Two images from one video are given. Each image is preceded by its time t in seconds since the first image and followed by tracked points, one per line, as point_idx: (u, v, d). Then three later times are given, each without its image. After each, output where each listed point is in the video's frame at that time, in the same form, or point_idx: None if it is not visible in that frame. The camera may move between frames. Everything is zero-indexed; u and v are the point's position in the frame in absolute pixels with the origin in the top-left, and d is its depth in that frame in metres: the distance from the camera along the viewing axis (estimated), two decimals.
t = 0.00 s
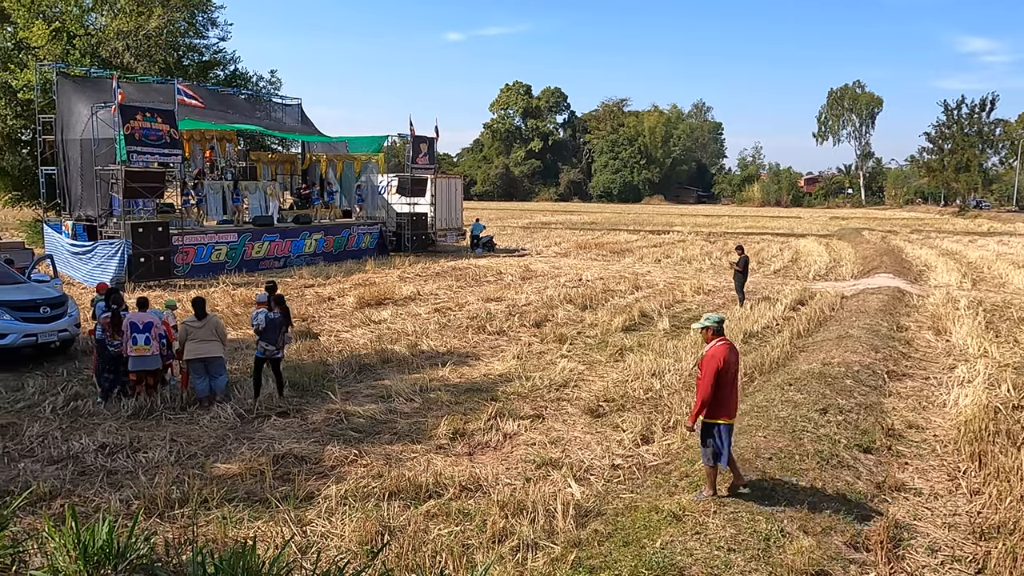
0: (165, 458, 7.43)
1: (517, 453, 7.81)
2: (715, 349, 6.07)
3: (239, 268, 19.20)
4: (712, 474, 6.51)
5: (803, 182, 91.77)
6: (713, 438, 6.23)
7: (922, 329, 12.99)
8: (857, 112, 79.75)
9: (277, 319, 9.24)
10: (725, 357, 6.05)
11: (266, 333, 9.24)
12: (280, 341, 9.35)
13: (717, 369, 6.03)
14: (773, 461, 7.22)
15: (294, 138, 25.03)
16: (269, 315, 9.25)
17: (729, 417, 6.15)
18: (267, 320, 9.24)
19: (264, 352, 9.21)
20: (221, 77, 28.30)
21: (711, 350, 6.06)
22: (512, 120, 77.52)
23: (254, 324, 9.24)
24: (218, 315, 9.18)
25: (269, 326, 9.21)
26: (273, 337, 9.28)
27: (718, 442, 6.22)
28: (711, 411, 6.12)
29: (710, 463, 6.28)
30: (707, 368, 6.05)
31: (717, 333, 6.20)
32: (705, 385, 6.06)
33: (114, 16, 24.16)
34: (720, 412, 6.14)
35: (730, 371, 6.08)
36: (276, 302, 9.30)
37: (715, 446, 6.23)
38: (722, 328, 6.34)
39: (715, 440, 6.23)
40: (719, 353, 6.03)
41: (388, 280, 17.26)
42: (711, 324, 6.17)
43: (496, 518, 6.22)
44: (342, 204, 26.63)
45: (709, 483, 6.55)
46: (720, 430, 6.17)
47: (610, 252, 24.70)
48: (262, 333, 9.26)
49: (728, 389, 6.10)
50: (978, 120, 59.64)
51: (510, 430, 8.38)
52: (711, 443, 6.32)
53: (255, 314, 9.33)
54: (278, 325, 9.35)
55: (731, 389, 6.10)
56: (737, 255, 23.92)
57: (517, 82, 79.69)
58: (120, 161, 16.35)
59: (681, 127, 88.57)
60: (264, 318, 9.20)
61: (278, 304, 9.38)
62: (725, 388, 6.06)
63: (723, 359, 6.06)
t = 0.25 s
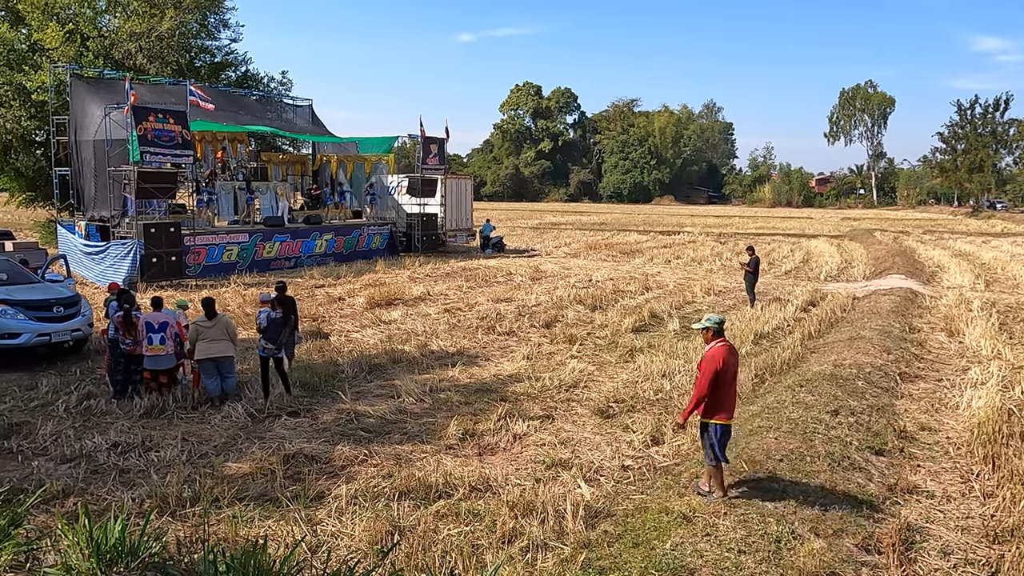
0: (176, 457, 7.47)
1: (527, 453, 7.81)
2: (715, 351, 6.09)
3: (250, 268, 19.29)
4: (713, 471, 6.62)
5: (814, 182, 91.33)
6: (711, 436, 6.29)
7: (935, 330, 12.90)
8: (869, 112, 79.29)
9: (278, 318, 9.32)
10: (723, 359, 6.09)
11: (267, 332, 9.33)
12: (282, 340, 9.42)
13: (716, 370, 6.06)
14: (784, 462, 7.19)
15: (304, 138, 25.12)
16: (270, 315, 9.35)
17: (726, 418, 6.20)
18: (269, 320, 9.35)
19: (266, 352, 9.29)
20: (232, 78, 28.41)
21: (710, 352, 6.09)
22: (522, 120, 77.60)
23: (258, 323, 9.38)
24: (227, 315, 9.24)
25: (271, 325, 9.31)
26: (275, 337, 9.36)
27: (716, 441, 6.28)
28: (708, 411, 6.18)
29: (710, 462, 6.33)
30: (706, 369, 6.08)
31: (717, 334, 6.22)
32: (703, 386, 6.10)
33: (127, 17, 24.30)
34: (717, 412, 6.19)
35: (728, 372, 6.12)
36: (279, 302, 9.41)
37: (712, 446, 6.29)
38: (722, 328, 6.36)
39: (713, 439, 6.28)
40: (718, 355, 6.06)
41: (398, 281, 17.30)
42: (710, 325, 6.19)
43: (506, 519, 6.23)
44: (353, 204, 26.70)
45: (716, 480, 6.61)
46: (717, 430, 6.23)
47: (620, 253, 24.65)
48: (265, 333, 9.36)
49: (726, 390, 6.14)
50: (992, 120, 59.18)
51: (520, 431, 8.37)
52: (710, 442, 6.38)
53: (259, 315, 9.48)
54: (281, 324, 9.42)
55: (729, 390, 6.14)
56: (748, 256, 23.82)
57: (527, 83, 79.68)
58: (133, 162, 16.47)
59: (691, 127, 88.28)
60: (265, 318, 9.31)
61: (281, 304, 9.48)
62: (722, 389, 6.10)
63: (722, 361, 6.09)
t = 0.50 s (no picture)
0: (187, 456, 7.51)
1: (536, 454, 7.81)
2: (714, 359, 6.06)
3: (260, 269, 19.37)
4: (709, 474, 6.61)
5: (825, 183, 90.86)
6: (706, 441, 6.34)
7: (948, 332, 12.81)
8: (880, 112, 78.81)
9: (283, 320, 9.34)
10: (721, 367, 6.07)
11: (272, 332, 9.36)
12: (287, 340, 9.45)
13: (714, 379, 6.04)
14: (794, 464, 7.16)
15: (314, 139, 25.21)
16: (275, 315, 9.37)
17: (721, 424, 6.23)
18: (273, 320, 9.36)
19: (271, 352, 9.32)
20: (243, 79, 28.53)
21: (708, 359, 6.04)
22: (532, 121, 77.67)
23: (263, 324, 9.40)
24: (236, 315, 9.27)
25: (275, 326, 9.33)
26: (280, 338, 9.38)
27: (711, 447, 6.32)
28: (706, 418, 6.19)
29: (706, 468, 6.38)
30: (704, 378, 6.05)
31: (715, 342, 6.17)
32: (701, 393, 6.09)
33: (139, 19, 24.43)
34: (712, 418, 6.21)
35: (726, 380, 6.09)
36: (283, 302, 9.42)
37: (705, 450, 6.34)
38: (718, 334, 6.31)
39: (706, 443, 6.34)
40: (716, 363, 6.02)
41: (408, 281, 17.34)
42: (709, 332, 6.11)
43: (515, 519, 6.23)
44: (363, 204, 26.75)
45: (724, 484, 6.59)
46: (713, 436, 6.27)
47: (630, 253, 24.60)
48: (270, 333, 9.38)
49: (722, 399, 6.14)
50: (1005, 120, 58.67)
51: (529, 431, 8.37)
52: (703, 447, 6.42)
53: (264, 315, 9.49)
54: (285, 325, 9.44)
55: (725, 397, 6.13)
56: (758, 257, 23.73)
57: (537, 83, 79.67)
58: (146, 163, 16.59)
59: (701, 128, 87.97)
60: (270, 319, 9.32)
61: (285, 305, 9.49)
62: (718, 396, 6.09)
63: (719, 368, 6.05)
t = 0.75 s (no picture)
0: (198, 455, 7.55)
1: (545, 454, 7.81)
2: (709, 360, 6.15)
3: (271, 269, 19.46)
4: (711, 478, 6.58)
5: (836, 183, 90.40)
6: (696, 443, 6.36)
7: (960, 333, 12.72)
8: (892, 112, 78.34)
9: (291, 319, 9.34)
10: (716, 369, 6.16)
11: (281, 331, 9.37)
12: (296, 339, 9.46)
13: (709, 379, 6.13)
14: (804, 466, 7.12)
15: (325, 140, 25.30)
16: (284, 314, 9.38)
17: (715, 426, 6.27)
18: (282, 319, 9.37)
19: (280, 351, 9.33)
20: (253, 80, 28.65)
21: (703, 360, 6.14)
22: (541, 121, 77.75)
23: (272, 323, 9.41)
24: (245, 314, 9.30)
25: (284, 325, 9.34)
26: (289, 336, 9.39)
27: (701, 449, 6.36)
28: (703, 420, 6.22)
29: (695, 471, 6.39)
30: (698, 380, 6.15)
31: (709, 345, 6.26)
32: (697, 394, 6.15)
33: (151, 20, 24.57)
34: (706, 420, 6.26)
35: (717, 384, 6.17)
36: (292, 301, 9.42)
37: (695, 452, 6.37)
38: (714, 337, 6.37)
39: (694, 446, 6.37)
40: (711, 363, 6.13)
41: (417, 281, 17.37)
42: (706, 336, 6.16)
43: (524, 520, 6.23)
44: (372, 204, 26.79)
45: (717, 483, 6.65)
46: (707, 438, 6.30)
47: (639, 254, 24.56)
48: (279, 332, 9.39)
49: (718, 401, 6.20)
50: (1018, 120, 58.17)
51: (538, 432, 8.37)
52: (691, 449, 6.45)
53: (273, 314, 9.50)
54: (294, 324, 9.45)
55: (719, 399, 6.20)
56: (768, 258, 23.64)
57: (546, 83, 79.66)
58: (158, 163, 16.74)
59: (711, 127, 87.68)
60: (278, 318, 9.32)
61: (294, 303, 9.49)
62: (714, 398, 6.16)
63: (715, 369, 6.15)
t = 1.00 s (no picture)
0: (208, 453, 7.59)
1: (554, 454, 7.81)
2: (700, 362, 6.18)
3: (281, 268, 19.54)
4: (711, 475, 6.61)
5: (847, 183, 89.95)
6: (687, 444, 6.35)
7: (972, 334, 12.64)
8: (903, 112, 77.88)
9: (301, 317, 9.37)
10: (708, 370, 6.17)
11: (291, 330, 9.40)
12: (306, 338, 9.49)
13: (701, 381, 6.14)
14: (815, 468, 7.08)
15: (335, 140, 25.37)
16: (294, 313, 9.41)
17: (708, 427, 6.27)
18: (292, 318, 9.39)
19: (290, 350, 9.37)
20: (264, 80, 28.75)
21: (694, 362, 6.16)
22: (550, 121, 77.73)
23: (281, 322, 9.44)
24: (255, 313, 9.35)
25: (294, 324, 9.37)
26: (298, 335, 9.43)
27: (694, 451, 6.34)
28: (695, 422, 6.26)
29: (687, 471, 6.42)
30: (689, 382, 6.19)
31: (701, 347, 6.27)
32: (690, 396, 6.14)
33: (162, 21, 24.70)
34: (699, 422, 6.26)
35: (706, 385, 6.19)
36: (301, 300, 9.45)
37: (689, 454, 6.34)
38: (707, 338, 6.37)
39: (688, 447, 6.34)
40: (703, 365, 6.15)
41: (426, 281, 17.40)
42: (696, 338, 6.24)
43: (532, 520, 6.23)
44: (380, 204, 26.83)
45: (712, 485, 6.71)
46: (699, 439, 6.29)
47: (649, 254, 24.49)
48: (289, 330, 9.43)
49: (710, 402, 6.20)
50: None
51: (547, 432, 8.37)
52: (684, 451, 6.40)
53: (283, 313, 9.53)
54: (303, 323, 9.48)
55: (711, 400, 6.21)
56: (778, 258, 23.53)
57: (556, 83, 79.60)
58: (169, 163, 16.81)
59: (721, 128, 87.41)
60: (288, 316, 9.36)
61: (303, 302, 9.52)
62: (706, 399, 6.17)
63: (706, 371, 6.19)
